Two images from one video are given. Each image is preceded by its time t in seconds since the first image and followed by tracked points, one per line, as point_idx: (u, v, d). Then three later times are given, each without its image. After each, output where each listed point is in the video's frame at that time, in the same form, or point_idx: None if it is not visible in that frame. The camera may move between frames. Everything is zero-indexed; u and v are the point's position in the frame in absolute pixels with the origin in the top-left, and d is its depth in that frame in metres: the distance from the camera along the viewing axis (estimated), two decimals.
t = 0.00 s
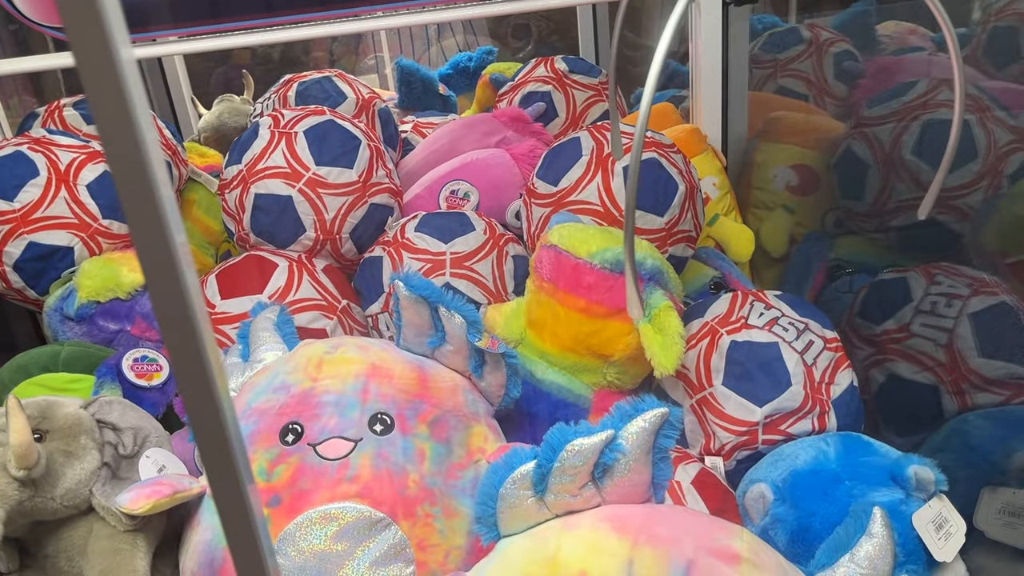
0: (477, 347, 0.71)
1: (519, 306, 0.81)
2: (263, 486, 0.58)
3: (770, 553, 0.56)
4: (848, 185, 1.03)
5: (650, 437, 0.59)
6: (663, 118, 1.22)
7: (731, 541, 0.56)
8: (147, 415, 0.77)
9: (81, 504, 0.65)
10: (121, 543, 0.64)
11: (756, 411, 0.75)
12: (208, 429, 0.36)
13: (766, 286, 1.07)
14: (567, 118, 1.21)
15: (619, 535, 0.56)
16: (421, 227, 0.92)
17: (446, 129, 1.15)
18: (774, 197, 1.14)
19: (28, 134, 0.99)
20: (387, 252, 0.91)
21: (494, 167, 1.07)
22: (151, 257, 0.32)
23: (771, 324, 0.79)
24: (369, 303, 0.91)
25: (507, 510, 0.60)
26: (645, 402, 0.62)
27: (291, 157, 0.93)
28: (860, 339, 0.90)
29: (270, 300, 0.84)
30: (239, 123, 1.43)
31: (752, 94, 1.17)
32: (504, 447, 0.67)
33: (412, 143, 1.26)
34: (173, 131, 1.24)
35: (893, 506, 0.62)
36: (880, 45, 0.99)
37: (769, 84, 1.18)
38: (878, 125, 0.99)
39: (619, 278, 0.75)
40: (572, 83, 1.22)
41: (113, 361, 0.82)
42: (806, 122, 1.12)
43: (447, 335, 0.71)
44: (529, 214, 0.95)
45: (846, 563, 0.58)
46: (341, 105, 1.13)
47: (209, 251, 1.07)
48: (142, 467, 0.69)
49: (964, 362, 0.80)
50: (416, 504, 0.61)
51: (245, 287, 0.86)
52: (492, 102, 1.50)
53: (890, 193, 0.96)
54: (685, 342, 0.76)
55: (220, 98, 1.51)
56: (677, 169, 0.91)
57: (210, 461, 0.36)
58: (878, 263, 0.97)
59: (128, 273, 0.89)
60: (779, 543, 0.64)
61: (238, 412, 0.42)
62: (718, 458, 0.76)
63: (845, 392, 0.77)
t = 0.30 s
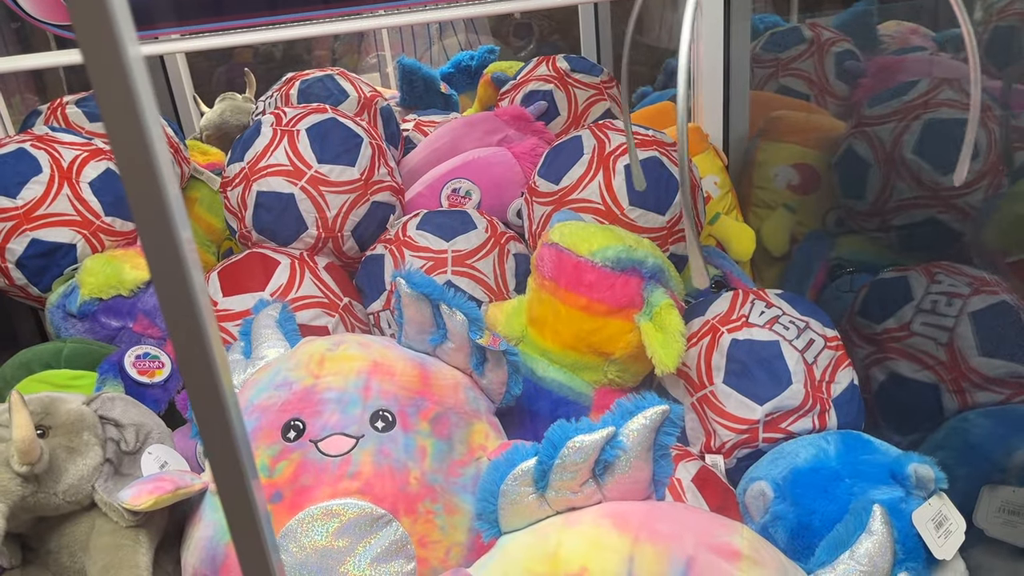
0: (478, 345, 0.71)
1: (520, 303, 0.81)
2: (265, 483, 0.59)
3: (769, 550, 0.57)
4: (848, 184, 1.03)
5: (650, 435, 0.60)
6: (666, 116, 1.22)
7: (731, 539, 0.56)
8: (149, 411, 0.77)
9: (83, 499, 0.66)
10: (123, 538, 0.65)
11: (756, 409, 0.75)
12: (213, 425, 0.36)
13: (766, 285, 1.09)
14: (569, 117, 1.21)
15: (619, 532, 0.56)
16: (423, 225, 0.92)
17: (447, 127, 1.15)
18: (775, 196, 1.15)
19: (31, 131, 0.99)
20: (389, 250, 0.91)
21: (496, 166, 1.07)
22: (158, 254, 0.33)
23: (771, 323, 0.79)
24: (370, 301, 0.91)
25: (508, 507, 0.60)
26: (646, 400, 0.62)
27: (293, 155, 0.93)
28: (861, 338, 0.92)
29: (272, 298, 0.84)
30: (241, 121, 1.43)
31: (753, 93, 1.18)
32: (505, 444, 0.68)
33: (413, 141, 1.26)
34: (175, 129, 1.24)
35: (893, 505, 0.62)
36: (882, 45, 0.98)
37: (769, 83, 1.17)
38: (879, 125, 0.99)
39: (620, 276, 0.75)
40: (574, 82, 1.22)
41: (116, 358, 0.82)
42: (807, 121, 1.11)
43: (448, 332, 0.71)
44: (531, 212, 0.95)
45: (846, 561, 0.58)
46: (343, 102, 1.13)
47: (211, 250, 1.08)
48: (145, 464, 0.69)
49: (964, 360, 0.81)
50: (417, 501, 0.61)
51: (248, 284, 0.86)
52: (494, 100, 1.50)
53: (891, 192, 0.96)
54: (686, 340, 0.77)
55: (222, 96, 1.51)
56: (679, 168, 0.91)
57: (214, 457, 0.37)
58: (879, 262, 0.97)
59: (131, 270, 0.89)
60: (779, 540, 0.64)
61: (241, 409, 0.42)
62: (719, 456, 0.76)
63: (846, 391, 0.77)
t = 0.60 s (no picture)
0: (480, 345, 0.71)
1: (521, 303, 0.82)
2: (265, 482, 0.59)
3: (769, 551, 0.57)
4: (850, 185, 1.04)
5: (650, 435, 0.59)
6: (668, 117, 1.22)
7: (731, 540, 0.56)
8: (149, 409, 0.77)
9: (83, 498, 0.66)
10: (123, 537, 0.65)
11: (757, 410, 0.75)
12: (213, 423, 0.36)
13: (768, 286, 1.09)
14: (571, 116, 1.20)
15: (619, 533, 0.56)
16: (424, 224, 0.92)
17: (449, 127, 1.15)
18: (776, 196, 1.16)
19: (33, 129, 0.99)
20: (391, 250, 0.91)
21: (497, 166, 1.07)
22: (159, 253, 0.33)
23: (773, 324, 0.79)
24: (370, 301, 0.91)
25: (508, 507, 0.60)
26: (647, 400, 0.62)
27: (294, 154, 0.93)
28: (863, 340, 0.91)
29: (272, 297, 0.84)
30: (243, 121, 1.43)
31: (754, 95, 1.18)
32: (505, 444, 0.68)
33: (415, 140, 1.26)
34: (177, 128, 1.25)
35: (894, 506, 0.62)
36: (885, 46, 0.98)
37: (772, 84, 1.17)
38: (880, 126, 0.98)
39: (621, 277, 0.74)
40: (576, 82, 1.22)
41: (117, 357, 0.82)
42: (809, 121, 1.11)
43: (449, 332, 0.71)
44: (532, 212, 0.95)
45: (846, 562, 0.58)
46: (345, 102, 1.13)
47: (212, 248, 1.07)
48: (145, 462, 0.69)
49: (965, 362, 0.80)
50: (417, 501, 0.61)
51: (249, 284, 0.86)
52: (495, 100, 1.50)
53: (893, 193, 0.96)
54: (687, 341, 0.76)
55: (224, 96, 1.51)
56: (681, 169, 0.91)
57: (214, 456, 0.37)
58: (880, 264, 0.97)
59: (132, 269, 0.89)
60: (780, 541, 0.64)
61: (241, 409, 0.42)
62: (719, 456, 0.76)
63: (847, 392, 0.77)
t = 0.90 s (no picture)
0: (480, 345, 0.71)
1: (522, 304, 0.81)
2: (266, 481, 0.59)
3: (769, 552, 0.57)
4: (851, 188, 1.04)
5: (651, 436, 0.60)
6: (669, 119, 1.22)
7: (731, 540, 0.56)
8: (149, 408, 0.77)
9: (84, 496, 0.66)
10: (124, 536, 0.65)
11: (757, 412, 0.75)
12: (215, 421, 0.36)
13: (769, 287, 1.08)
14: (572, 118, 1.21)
15: (618, 533, 0.56)
16: (425, 225, 0.92)
17: (450, 128, 1.15)
18: (777, 199, 1.15)
19: (35, 129, 0.99)
20: (392, 250, 0.91)
21: (498, 166, 1.07)
22: (162, 252, 0.33)
23: (773, 325, 0.80)
24: (371, 301, 0.91)
25: (507, 507, 0.60)
26: (647, 401, 0.62)
27: (296, 154, 0.93)
28: (863, 342, 0.90)
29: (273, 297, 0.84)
30: (245, 121, 1.44)
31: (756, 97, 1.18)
32: (505, 444, 0.68)
33: (416, 141, 1.26)
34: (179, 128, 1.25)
35: (894, 508, 0.62)
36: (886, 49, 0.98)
37: (774, 86, 1.17)
38: (881, 129, 0.99)
39: (622, 278, 0.75)
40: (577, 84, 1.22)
41: (118, 355, 0.83)
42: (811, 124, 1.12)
43: (449, 332, 0.71)
44: (533, 213, 0.95)
45: (846, 563, 0.58)
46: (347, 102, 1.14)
47: (213, 248, 1.07)
48: (146, 461, 0.69)
49: (965, 365, 0.80)
50: (418, 501, 0.61)
51: (250, 283, 0.86)
52: (497, 101, 1.50)
53: (893, 196, 0.96)
54: (688, 342, 0.77)
55: (226, 96, 1.51)
56: (681, 170, 0.91)
57: (216, 454, 0.37)
58: (880, 266, 0.98)
59: (133, 268, 0.89)
60: (780, 542, 0.64)
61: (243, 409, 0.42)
62: (719, 458, 0.76)
63: (847, 394, 0.77)
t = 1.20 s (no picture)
0: (478, 347, 0.72)
1: (520, 307, 0.81)
2: (264, 482, 0.59)
3: (766, 554, 0.57)
4: (850, 192, 1.04)
5: (648, 438, 0.60)
6: (668, 122, 1.23)
7: (728, 543, 0.56)
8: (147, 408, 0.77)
9: (82, 497, 0.66)
10: (121, 536, 0.64)
11: (755, 415, 0.75)
12: (213, 422, 0.36)
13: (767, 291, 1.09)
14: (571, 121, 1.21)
15: (615, 536, 0.56)
16: (424, 227, 0.92)
17: (450, 130, 1.15)
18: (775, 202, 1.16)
19: (35, 129, 1.00)
20: (390, 252, 0.91)
21: (497, 169, 1.07)
22: (161, 253, 0.33)
23: (771, 329, 0.80)
24: (370, 303, 0.91)
25: (505, 509, 0.60)
26: (644, 404, 0.62)
27: (295, 156, 0.93)
28: (861, 345, 0.90)
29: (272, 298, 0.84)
30: (245, 123, 1.44)
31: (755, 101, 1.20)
32: (503, 446, 0.68)
33: (416, 144, 1.26)
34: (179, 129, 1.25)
35: (891, 512, 0.62)
36: (885, 53, 0.98)
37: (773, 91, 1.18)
38: (880, 133, 0.99)
39: (620, 281, 0.75)
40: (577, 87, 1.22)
41: (116, 356, 0.82)
42: (810, 128, 1.12)
43: (448, 334, 0.71)
44: (532, 215, 0.95)
45: (842, 567, 0.59)
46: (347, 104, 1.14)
47: (210, 249, 1.07)
48: (144, 462, 0.69)
49: (963, 369, 0.81)
50: (415, 502, 0.61)
51: (250, 284, 0.86)
52: (496, 104, 1.51)
53: (891, 200, 0.97)
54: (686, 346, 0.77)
55: (226, 97, 1.51)
56: (680, 173, 0.91)
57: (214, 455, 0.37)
58: (879, 270, 0.98)
59: (132, 269, 0.89)
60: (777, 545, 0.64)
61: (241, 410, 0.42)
62: (716, 461, 0.76)
63: (845, 397, 0.77)
